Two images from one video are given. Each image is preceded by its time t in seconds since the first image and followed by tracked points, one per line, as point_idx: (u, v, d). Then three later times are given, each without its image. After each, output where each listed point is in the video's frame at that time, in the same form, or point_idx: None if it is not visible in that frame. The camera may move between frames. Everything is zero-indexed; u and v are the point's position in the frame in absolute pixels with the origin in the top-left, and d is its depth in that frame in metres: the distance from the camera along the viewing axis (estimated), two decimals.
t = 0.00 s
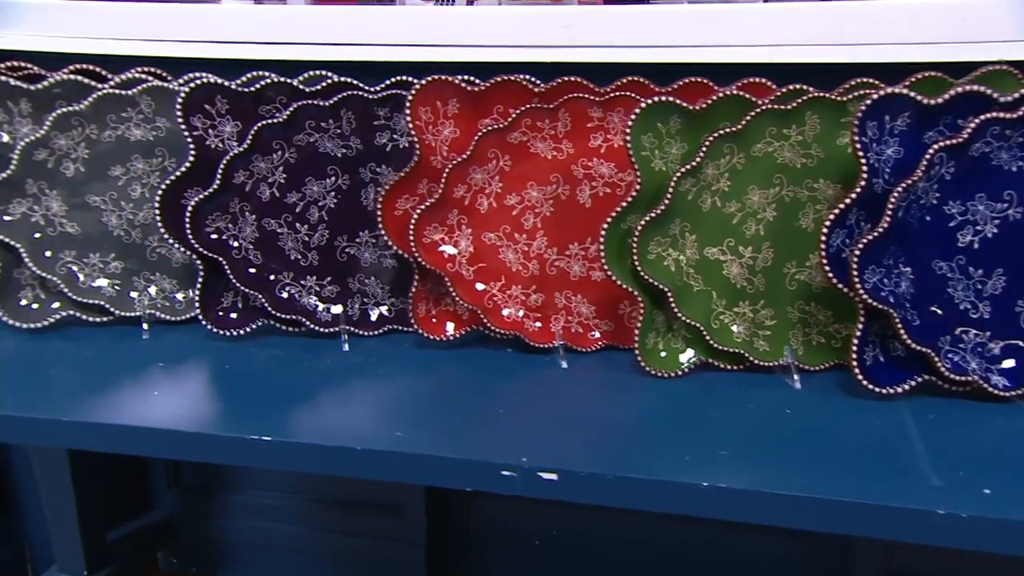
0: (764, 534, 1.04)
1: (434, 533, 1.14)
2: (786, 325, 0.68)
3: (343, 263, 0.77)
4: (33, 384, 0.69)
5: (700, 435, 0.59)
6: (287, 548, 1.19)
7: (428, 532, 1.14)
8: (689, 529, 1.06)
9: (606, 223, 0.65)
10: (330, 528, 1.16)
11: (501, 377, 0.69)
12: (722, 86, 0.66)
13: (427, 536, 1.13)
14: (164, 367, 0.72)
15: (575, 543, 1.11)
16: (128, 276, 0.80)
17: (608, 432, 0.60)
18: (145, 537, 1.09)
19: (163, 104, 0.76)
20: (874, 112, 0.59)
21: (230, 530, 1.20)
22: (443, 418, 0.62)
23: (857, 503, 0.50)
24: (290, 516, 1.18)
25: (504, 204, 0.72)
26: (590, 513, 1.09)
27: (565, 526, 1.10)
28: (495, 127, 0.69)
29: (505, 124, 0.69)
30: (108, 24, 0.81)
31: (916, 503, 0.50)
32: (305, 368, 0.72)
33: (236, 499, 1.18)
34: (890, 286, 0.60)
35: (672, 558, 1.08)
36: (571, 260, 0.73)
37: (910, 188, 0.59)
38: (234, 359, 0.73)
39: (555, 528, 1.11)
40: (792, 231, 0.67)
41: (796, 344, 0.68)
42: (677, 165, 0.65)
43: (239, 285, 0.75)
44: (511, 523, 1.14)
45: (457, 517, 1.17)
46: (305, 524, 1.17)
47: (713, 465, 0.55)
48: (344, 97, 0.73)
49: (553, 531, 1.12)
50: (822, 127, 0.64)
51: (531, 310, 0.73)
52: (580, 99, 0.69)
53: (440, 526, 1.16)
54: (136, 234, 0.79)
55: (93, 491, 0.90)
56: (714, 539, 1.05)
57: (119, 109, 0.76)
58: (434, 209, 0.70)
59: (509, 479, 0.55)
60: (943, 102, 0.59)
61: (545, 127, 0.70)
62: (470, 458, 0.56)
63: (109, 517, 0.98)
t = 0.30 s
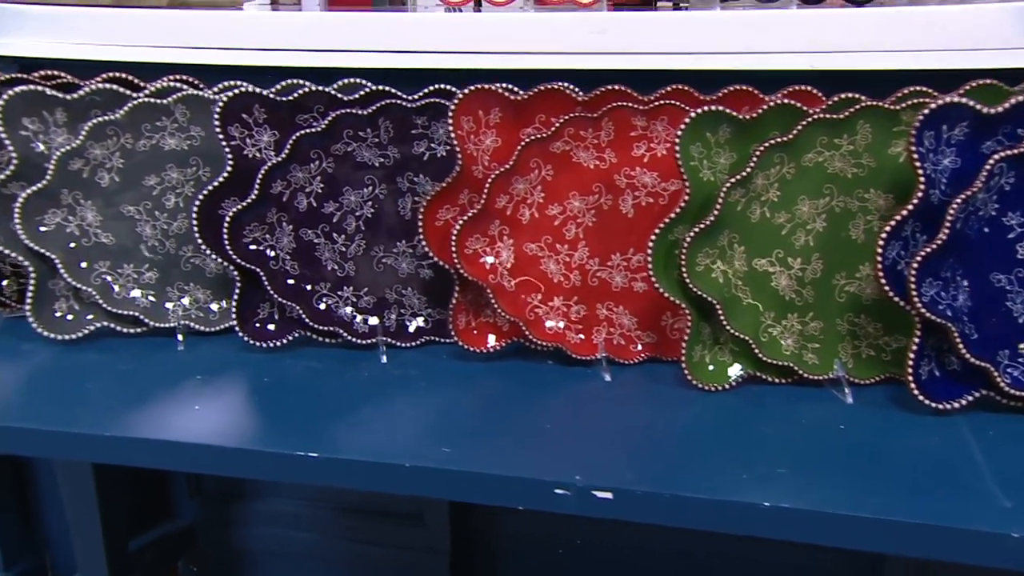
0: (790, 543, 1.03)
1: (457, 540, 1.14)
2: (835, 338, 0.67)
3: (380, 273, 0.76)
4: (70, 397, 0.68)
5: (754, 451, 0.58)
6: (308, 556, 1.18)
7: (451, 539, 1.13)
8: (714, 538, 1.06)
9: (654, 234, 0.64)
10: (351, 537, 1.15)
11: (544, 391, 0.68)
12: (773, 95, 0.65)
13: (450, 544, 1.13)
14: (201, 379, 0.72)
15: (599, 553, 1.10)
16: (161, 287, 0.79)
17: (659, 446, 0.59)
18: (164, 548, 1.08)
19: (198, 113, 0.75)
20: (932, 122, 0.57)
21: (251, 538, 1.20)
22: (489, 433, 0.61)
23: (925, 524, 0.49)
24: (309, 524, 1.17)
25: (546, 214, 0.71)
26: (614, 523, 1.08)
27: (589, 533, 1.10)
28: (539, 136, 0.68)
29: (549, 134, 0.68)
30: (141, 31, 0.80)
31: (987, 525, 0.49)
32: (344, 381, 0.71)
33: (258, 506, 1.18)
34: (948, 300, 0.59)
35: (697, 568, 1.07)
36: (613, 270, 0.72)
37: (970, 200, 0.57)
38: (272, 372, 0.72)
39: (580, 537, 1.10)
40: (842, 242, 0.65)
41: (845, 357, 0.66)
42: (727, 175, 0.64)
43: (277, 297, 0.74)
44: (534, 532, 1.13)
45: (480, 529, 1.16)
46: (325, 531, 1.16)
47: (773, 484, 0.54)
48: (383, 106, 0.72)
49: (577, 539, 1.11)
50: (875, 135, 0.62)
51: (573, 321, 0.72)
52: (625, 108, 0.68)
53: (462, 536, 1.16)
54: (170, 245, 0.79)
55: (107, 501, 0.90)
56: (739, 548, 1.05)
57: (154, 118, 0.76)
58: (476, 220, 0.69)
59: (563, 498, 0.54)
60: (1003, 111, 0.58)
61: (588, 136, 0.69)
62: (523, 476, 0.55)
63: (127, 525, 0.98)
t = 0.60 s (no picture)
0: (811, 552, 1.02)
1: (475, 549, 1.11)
2: (879, 349, 0.66)
3: (412, 282, 0.75)
4: (100, 410, 0.67)
5: (803, 466, 0.57)
6: (324, 565, 1.16)
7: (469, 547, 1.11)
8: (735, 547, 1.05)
9: (696, 244, 0.63)
10: (367, 545, 1.14)
11: (582, 402, 0.67)
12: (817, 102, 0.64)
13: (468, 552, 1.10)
14: (232, 390, 0.71)
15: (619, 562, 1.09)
16: (189, 296, 0.79)
17: (705, 460, 0.58)
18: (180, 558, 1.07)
19: (226, 120, 0.74)
20: (984, 129, 0.56)
21: (267, 546, 1.18)
22: (530, 446, 0.60)
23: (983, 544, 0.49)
24: (329, 532, 1.15)
25: (583, 223, 0.70)
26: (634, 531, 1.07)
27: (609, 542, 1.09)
28: (577, 144, 0.67)
29: (587, 141, 0.67)
30: (164, 34, 0.78)
31: None
32: (379, 392, 0.70)
33: (275, 513, 1.17)
34: (1000, 311, 0.58)
35: None
36: (650, 279, 0.71)
37: None
38: (304, 383, 0.71)
39: (599, 544, 1.10)
40: (886, 251, 0.64)
41: (890, 368, 0.65)
42: (771, 184, 0.63)
43: (309, 306, 0.73)
44: (554, 538, 1.12)
45: (498, 538, 1.16)
46: (342, 539, 1.15)
47: (825, 500, 0.53)
48: (416, 113, 0.71)
49: (597, 547, 1.10)
50: (921, 143, 0.61)
51: (610, 331, 0.71)
52: (664, 115, 0.67)
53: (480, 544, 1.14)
54: (198, 253, 0.78)
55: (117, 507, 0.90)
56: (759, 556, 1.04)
57: (182, 125, 0.74)
58: (513, 229, 0.68)
59: (610, 515, 0.53)
60: None
61: (626, 143, 0.68)
62: (570, 492, 0.54)
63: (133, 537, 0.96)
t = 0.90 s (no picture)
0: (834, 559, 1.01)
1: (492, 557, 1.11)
2: (920, 357, 0.64)
3: (439, 287, 0.74)
4: (125, 418, 0.66)
5: (847, 476, 0.56)
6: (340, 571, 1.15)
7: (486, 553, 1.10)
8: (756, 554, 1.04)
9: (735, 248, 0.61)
10: (385, 551, 1.13)
11: (616, 410, 0.66)
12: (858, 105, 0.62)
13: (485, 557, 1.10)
14: (258, 398, 0.70)
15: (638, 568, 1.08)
16: (213, 301, 0.77)
17: (747, 470, 0.57)
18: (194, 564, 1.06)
19: (250, 122, 0.73)
20: None
21: (282, 552, 1.17)
22: (566, 456, 0.59)
23: None
24: (345, 537, 1.14)
25: (615, 227, 0.69)
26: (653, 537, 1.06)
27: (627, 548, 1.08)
28: (611, 146, 0.65)
29: (620, 145, 0.66)
30: (184, 35, 0.77)
31: None
32: (408, 400, 0.68)
33: (289, 518, 1.16)
34: None
35: None
36: (683, 284, 0.69)
37: None
38: (331, 390, 0.70)
39: (617, 550, 1.08)
40: (927, 256, 0.63)
41: (931, 376, 0.64)
42: (811, 188, 0.61)
43: (336, 312, 0.72)
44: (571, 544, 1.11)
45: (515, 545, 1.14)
46: (358, 544, 1.14)
47: (875, 512, 0.52)
48: (444, 115, 0.69)
49: (615, 553, 1.09)
50: (965, 145, 0.60)
51: (642, 337, 0.70)
52: (698, 117, 0.65)
53: (498, 551, 1.13)
54: (221, 258, 0.77)
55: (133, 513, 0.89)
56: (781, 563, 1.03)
57: (206, 128, 0.73)
58: (545, 233, 0.66)
59: (653, 527, 0.52)
60: None
61: (660, 146, 0.67)
62: (611, 504, 0.53)
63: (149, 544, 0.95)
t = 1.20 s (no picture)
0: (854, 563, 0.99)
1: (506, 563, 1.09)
2: (957, 360, 0.63)
3: (463, 288, 0.73)
4: (146, 422, 0.65)
5: (888, 483, 0.54)
6: None
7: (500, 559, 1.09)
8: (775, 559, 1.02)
9: (769, 249, 0.60)
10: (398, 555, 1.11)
11: (646, 414, 0.64)
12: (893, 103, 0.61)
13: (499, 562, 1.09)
14: (279, 402, 0.68)
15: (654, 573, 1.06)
16: (232, 303, 0.76)
17: (784, 476, 0.55)
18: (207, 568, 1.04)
19: (271, 122, 0.72)
20: None
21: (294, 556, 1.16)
22: (598, 461, 0.58)
23: None
24: (358, 541, 1.13)
25: (644, 228, 0.67)
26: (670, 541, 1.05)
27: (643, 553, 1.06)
28: (641, 146, 0.64)
29: (650, 144, 0.64)
30: (201, 33, 0.76)
31: None
32: (433, 403, 0.67)
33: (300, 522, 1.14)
34: None
35: None
36: (713, 286, 0.68)
37: None
38: (354, 394, 0.69)
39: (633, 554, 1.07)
40: (965, 257, 0.62)
41: (968, 379, 0.63)
42: (846, 188, 0.60)
43: (359, 315, 0.71)
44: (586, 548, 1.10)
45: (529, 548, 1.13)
46: (371, 549, 1.12)
47: (920, 521, 0.50)
48: (469, 115, 0.68)
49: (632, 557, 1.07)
50: (1005, 144, 0.58)
51: (671, 340, 0.69)
52: (729, 116, 0.64)
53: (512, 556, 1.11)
54: (241, 259, 0.76)
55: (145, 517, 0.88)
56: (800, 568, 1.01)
57: (226, 127, 0.72)
58: (574, 234, 0.65)
59: (692, 536, 0.51)
60: None
61: (690, 145, 0.65)
62: (649, 512, 0.52)
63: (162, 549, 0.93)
